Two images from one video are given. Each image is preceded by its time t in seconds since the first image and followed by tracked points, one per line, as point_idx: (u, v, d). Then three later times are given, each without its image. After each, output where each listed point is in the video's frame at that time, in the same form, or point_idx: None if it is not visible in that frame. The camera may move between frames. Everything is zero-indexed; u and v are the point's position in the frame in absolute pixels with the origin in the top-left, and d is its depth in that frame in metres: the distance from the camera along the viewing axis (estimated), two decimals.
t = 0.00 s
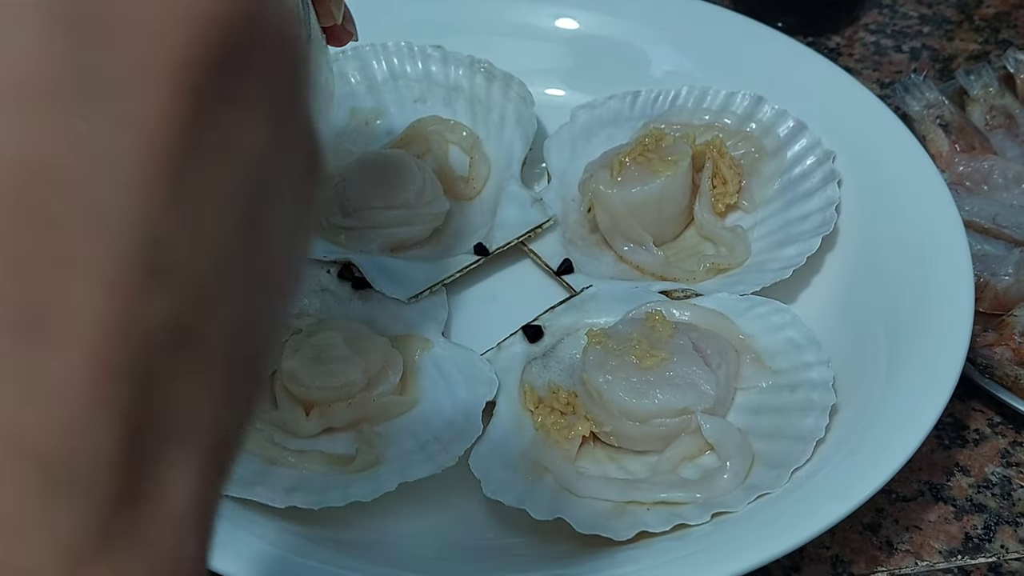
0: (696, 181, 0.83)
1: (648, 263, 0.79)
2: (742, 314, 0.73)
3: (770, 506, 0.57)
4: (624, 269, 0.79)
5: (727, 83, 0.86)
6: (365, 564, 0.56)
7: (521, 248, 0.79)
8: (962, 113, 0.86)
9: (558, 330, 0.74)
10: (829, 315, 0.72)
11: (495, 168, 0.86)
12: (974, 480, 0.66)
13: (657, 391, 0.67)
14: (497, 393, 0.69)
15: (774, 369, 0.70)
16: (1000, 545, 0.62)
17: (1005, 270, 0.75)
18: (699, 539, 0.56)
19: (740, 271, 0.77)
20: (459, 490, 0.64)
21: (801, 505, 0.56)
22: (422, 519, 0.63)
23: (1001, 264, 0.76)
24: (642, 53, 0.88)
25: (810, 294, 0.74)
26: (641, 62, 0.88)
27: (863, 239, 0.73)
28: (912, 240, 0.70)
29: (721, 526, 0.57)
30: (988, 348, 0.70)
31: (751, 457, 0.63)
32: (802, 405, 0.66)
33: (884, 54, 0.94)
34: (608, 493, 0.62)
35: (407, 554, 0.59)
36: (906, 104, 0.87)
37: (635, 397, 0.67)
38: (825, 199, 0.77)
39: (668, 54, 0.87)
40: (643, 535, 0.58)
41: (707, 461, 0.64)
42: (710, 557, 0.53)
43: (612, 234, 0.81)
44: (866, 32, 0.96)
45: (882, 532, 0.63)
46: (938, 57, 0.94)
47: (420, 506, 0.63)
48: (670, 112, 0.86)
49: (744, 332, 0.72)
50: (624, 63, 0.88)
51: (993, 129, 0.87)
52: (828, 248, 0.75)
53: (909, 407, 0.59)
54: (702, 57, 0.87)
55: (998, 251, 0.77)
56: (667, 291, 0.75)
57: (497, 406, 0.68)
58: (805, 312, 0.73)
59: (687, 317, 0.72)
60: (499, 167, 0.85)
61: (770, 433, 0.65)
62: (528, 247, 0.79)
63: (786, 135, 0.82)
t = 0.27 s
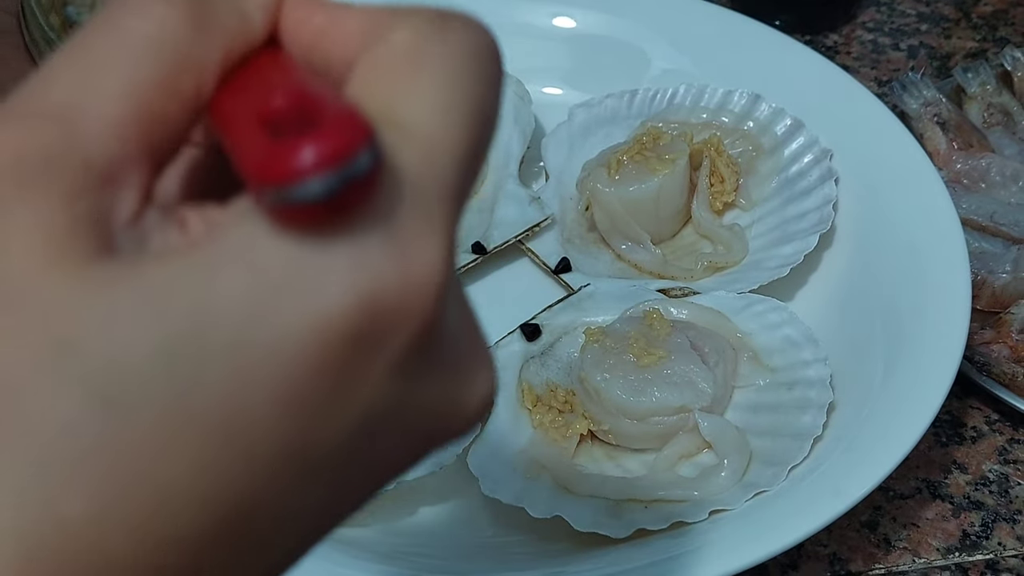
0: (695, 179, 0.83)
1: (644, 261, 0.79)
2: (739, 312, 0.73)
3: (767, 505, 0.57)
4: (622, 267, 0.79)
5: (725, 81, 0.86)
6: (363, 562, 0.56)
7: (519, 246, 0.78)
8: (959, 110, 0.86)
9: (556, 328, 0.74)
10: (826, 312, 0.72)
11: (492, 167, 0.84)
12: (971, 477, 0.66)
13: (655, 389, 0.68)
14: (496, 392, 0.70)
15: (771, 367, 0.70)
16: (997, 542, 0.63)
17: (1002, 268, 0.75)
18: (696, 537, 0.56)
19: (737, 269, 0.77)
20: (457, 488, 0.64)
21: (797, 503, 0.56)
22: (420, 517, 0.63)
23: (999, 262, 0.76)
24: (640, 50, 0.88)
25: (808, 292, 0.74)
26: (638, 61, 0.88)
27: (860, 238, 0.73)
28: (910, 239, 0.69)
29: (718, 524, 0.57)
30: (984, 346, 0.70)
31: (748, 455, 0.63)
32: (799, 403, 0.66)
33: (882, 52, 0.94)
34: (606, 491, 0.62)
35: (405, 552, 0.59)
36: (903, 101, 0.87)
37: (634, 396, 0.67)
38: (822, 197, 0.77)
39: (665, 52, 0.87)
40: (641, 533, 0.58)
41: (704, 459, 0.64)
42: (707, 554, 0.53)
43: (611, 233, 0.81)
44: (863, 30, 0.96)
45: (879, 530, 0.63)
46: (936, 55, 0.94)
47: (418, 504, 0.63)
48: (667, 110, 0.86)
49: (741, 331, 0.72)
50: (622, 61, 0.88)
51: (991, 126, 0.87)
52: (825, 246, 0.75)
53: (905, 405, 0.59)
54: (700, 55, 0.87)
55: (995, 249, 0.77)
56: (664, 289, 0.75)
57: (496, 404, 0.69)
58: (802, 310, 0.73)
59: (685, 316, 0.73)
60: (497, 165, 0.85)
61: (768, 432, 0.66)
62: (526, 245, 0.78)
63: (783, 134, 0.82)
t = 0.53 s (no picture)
0: (693, 177, 0.83)
1: (643, 259, 0.79)
2: (737, 310, 0.73)
3: (766, 502, 0.57)
4: (621, 265, 0.79)
5: (724, 79, 0.86)
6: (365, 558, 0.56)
7: (518, 244, 0.79)
8: (957, 110, 0.86)
9: (555, 326, 0.74)
10: (824, 310, 0.72)
11: (491, 165, 0.86)
12: (969, 476, 0.66)
13: (652, 386, 0.67)
14: (494, 389, 0.69)
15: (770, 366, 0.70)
16: (995, 541, 0.63)
17: (1000, 267, 0.75)
18: (695, 534, 0.56)
19: (735, 268, 0.77)
20: (456, 485, 0.64)
21: (797, 500, 0.56)
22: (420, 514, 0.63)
23: (997, 260, 0.76)
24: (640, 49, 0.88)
25: (806, 290, 0.74)
26: (638, 59, 0.88)
27: (858, 236, 0.73)
28: (909, 236, 0.70)
29: (716, 521, 0.57)
30: (983, 345, 0.70)
31: (747, 453, 0.63)
32: (798, 401, 0.66)
33: (881, 51, 0.94)
34: (604, 489, 0.62)
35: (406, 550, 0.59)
36: (902, 101, 0.87)
37: (633, 393, 0.67)
38: (822, 196, 0.77)
39: (665, 50, 0.87)
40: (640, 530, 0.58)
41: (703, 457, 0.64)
42: (706, 551, 0.53)
43: (610, 231, 0.81)
44: (862, 29, 0.96)
45: (877, 528, 0.63)
46: (935, 53, 0.94)
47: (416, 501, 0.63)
48: (666, 108, 0.86)
49: (739, 328, 0.72)
50: (621, 59, 0.88)
51: (990, 125, 0.87)
52: (824, 245, 0.75)
53: (905, 402, 0.59)
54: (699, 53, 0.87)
55: (994, 248, 0.77)
56: (663, 287, 0.75)
57: (493, 402, 0.69)
58: (801, 308, 0.73)
59: (683, 314, 0.72)
60: (496, 163, 0.86)
61: (767, 430, 0.66)
62: (525, 243, 0.78)
63: (782, 133, 0.82)
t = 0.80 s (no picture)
0: (691, 177, 0.83)
1: (641, 259, 0.79)
2: (736, 309, 0.73)
3: (765, 502, 0.57)
4: (619, 266, 0.79)
5: (723, 80, 0.86)
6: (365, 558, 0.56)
7: (517, 244, 0.79)
8: (956, 110, 0.86)
9: (553, 326, 0.74)
10: (822, 310, 0.72)
11: (490, 165, 0.86)
12: (968, 476, 0.66)
13: (651, 387, 0.67)
14: (492, 389, 0.69)
15: (768, 366, 0.70)
16: (994, 541, 0.63)
17: (999, 267, 0.75)
18: (694, 535, 0.56)
19: (734, 267, 0.77)
20: (455, 486, 0.64)
21: (796, 500, 0.56)
22: (419, 514, 0.63)
23: (995, 260, 0.76)
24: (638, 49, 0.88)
25: (803, 290, 0.74)
26: (637, 59, 0.88)
27: (856, 237, 0.73)
28: (906, 238, 0.70)
29: (716, 521, 0.57)
30: (982, 345, 0.70)
31: (745, 453, 0.63)
32: (796, 400, 0.66)
33: (879, 51, 0.94)
34: (602, 489, 0.62)
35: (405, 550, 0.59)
36: (900, 101, 0.87)
37: (631, 393, 0.67)
38: (820, 195, 0.77)
39: (663, 50, 0.87)
40: (640, 530, 0.58)
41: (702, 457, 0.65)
42: (705, 551, 0.53)
43: (608, 231, 0.81)
44: (860, 30, 0.96)
45: (876, 528, 0.63)
46: (933, 54, 0.94)
47: (414, 502, 0.63)
48: (665, 109, 0.86)
49: (738, 328, 0.72)
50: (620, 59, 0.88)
51: (988, 126, 0.87)
52: (822, 244, 0.75)
53: (904, 402, 0.59)
54: (698, 54, 0.87)
55: (992, 248, 0.77)
56: (661, 287, 0.75)
57: (492, 402, 0.69)
58: (799, 308, 0.73)
59: (681, 313, 0.72)
60: (495, 164, 0.86)
61: (765, 429, 0.66)
62: (523, 243, 0.79)
63: (780, 133, 0.82)
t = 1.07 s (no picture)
0: (690, 180, 0.83)
1: (640, 261, 0.79)
2: (735, 312, 0.73)
3: (765, 504, 0.57)
4: (618, 268, 0.79)
5: (722, 83, 0.86)
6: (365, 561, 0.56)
7: (516, 247, 0.79)
8: (954, 113, 0.87)
9: (553, 329, 0.74)
10: (821, 313, 0.72)
11: (489, 168, 0.86)
12: (966, 478, 0.66)
13: (650, 389, 0.67)
14: (492, 392, 0.69)
15: (768, 368, 0.70)
16: (993, 543, 0.63)
17: (997, 269, 0.75)
18: (694, 537, 0.56)
19: (733, 270, 0.77)
20: (455, 488, 0.65)
21: (795, 502, 0.56)
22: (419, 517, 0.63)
23: (993, 263, 0.76)
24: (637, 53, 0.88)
25: (802, 293, 0.74)
26: (637, 62, 0.88)
27: (855, 240, 0.73)
28: (905, 241, 0.70)
29: (715, 524, 0.57)
30: (981, 347, 0.70)
31: (744, 456, 0.63)
32: (795, 403, 0.66)
33: (877, 54, 0.95)
34: (602, 491, 0.62)
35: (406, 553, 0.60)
36: (899, 104, 0.87)
37: (631, 396, 0.67)
38: (818, 198, 0.77)
39: (662, 53, 0.88)
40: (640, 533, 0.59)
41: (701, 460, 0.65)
42: (705, 553, 0.54)
43: (606, 233, 0.81)
44: (859, 33, 0.96)
45: (876, 530, 0.63)
46: (931, 57, 0.94)
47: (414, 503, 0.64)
48: (664, 111, 0.86)
49: (737, 330, 0.72)
50: (620, 63, 0.88)
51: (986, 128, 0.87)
52: (821, 247, 0.75)
53: (902, 404, 0.60)
54: (697, 57, 0.87)
55: (990, 251, 0.77)
56: (660, 290, 0.76)
57: (492, 404, 0.69)
58: (798, 310, 0.73)
59: (680, 316, 0.72)
60: (494, 167, 0.86)
61: (764, 432, 0.66)
62: (523, 246, 0.79)
63: (778, 137, 0.82)
